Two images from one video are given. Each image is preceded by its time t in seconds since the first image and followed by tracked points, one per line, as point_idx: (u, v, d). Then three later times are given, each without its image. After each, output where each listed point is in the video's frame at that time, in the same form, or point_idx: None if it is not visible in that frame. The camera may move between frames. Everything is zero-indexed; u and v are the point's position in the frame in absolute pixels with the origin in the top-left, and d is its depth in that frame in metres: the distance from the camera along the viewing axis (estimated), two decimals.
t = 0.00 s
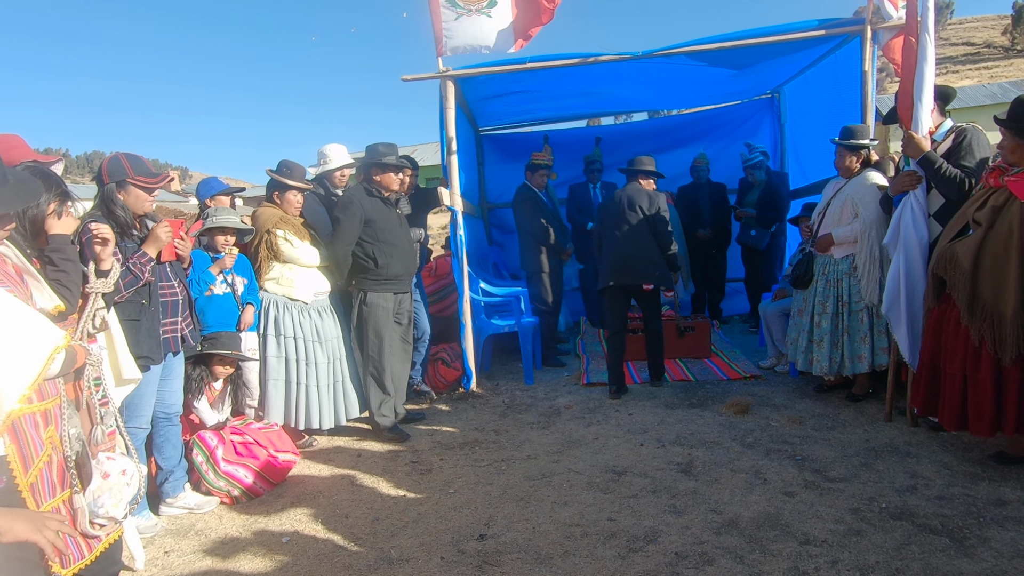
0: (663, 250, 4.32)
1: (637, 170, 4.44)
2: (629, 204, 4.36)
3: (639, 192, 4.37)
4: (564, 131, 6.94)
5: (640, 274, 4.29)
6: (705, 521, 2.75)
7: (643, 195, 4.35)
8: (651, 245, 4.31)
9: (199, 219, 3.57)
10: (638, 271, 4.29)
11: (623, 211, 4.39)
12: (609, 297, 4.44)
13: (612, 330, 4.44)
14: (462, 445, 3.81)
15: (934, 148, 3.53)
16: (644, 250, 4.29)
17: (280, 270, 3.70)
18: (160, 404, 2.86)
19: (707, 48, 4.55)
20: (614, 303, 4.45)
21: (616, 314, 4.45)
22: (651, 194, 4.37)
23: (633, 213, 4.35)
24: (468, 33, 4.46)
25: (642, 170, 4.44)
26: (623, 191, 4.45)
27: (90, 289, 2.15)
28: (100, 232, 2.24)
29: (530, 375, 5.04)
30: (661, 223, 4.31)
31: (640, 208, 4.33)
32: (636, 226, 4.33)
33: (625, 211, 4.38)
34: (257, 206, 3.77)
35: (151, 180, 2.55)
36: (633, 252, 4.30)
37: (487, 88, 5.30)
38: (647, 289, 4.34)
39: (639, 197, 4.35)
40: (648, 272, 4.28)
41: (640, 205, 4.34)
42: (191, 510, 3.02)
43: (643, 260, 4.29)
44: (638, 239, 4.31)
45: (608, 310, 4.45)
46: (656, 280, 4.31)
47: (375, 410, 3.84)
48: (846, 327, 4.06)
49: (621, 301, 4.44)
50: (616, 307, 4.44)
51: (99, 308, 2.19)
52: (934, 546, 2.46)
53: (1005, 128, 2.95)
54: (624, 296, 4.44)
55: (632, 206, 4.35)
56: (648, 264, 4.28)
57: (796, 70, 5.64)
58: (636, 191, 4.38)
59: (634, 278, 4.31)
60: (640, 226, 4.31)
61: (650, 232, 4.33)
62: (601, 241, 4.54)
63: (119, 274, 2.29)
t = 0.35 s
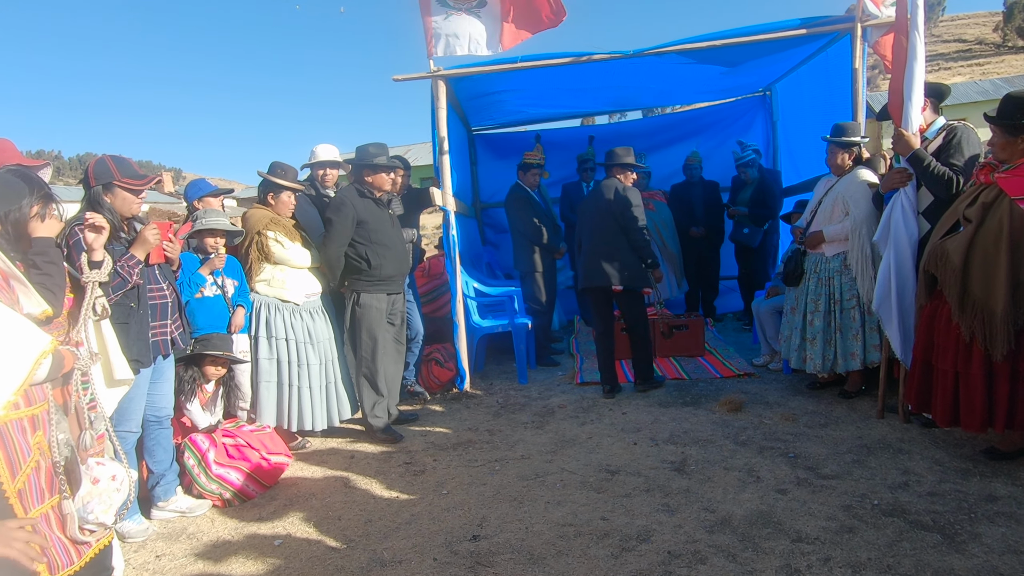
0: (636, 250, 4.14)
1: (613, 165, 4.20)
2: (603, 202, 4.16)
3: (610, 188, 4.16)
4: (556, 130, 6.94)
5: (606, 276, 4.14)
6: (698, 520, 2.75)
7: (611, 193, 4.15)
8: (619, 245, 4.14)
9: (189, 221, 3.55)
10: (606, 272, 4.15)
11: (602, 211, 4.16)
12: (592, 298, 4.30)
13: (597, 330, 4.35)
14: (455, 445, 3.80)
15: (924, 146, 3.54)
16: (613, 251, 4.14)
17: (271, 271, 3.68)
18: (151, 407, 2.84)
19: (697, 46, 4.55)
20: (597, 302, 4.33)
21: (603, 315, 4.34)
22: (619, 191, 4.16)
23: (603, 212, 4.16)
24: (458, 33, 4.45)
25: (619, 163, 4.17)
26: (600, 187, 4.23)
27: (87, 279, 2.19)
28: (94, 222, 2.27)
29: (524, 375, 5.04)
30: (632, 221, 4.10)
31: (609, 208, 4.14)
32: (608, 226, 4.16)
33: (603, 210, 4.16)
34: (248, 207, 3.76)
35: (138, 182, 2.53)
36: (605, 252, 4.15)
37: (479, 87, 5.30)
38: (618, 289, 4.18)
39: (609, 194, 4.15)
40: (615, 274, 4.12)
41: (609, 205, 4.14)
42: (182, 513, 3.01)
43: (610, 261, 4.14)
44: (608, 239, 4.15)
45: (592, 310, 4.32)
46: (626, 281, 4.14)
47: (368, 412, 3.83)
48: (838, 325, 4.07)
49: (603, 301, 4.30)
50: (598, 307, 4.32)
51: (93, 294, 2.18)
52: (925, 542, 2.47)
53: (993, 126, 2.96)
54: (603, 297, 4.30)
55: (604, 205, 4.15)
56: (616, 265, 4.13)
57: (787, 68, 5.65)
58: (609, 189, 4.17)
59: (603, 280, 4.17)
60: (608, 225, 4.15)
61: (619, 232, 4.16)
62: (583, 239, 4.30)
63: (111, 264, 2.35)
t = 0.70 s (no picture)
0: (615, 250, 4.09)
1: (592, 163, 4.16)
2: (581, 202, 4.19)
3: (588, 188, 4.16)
4: (540, 132, 6.94)
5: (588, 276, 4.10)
6: (682, 519, 2.76)
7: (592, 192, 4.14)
8: (599, 245, 4.10)
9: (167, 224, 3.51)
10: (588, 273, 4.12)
11: (582, 212, 4.17)
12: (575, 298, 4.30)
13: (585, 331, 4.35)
14: (440, 447, 3.79)
15: (901, 145, 3.58)
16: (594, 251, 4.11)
17: (252, 274, 3.65)
18: (130, 412, 2.82)
19: (678, 48, 4.57)
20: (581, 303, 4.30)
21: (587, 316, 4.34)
22: (597, 190, 4.14)
23: (582, 212, 4.16)
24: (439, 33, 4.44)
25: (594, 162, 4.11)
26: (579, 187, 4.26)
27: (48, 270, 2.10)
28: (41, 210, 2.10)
29: (509, 376, 5.03)
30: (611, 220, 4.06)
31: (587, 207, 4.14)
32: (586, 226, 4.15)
33: (582, 210, 4.17)
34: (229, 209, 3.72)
35: (112, 185, 2.52)
36: (586, 252, 4.14)
37: (462, 89, 5.29)
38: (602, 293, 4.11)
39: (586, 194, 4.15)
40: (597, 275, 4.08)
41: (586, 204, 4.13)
42: (163, 520, 2.97)
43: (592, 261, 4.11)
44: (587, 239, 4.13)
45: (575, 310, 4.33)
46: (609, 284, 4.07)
47: (352, 414, 3.81)
48: (819, 324, 4.11)
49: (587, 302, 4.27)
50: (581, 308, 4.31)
51: (57, 287, 2.15)
52: (906, 538, 2.49)
53: (973, 126, 2.99)
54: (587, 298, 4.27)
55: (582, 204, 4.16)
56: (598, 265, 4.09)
57: (768, 69, 5.69)
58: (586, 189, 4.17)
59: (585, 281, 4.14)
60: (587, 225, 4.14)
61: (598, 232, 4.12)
62: (566, 239, 4.32)
63: (72, 258, 2.23)
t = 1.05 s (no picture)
0: (615, 258, 3.96)
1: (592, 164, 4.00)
2: (578, 204, 3.99)
3: (588, 191, 3.99)
4: (524, 134, 6.94)
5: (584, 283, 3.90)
6: (664, 520, 2.78)
7: (595, 196, 3.97)
8: (599, 251, 3.93)
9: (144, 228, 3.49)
10: (584, 280, 3.92)
11: (573, 213, 4.00)
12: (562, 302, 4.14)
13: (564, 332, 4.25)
14: (423, 451, 3.77)
15: (877, 148, 3.64)
16: (593, 258, 3.91)
17: (232, 277, 3.61)
18: (106, 418, 2.77)
19: (660, 51, 4.60)
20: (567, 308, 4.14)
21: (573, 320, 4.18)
22: (600, 195, 4.00)
23: (581, 216, 3.96)
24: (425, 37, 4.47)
25: (597, 162, 3.99)
26: (571, 188, 4.08)
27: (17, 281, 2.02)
28: (10, 228, 2.06)
29: (493, 379, 5.02)
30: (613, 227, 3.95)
31: (587, 211, 3.94)
32: (582, 229, 3.96)
33: (574, 211, 4.00)
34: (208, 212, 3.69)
35: (84, 188, 2.47)
36: (582, 257, 3.94)
37: (444, 91, 5.28)
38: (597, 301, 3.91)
39: (587, 197, 3.97)
40: (598, 283, 3.88)
41: (588, 207, 3.94)
42: (141, 528, 2.93)
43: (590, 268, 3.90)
44: (586, 244, 3.94)
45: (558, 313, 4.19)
46: (606, 291, 3.88)
47: (334, 419, 3.79)
48: (800, 325, 4.15)
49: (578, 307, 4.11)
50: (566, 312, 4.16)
51: (30, 296, 2.10)
52: (884, 537, 2.52)
53: (955, 128, 3.02)
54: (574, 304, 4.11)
55: (582, 208, 3.96)
56: (597, 273, 3.89)
57: (749, 73, 5.74)
58: (587, 192, 4.00)
59: (582, 289, 3.93)
60: (586, 230, 3.94)
61: (599, 238, 3.97)
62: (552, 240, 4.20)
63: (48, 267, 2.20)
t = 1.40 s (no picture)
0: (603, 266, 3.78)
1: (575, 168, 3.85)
2: (561, 209, 3.81)
3: (573, 197, 3.81)
4: (510, 138, 6.95)
5: (572, 291, 3.71)
6: (650, 522, 2.79)
7: (579, 202, 3.80)
8: (587, 259, 3.76)
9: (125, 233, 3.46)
10: (571, 288, 3.73)
11: (559, 218, 3.81)
12: (547, 313, 3.88)
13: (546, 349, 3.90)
14: (409, 455, 3.76)
15: (858, 152, 3.69)
16: (580, 265, 3.74)
17: (215, 281, 3.58)
18: (86, 425, 2.73)
19: (645, 56, 4.62)
20: (552, 320, 3.87)
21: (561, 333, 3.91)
22: (585, 200, 3.81)
23: (566, 221, 3.80)
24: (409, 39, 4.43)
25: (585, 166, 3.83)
26: (555, 192, 3.90)
27: None
28: (0, 239, 2.06)
29: (479, 382, 5.01)
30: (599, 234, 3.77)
31: (571, 215, 3.79)
32: (567, 234, 3.79)
33: (559, 217, 3.81)
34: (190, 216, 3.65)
35: (63, 192, 2.44)
36: (569, 263, 3.76)
37: (429, 94, 5.28)
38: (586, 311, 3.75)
39: (571, 202, 3.81)
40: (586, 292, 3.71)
41: (571, 212, 3.79)
42: (122, 536, 2.89)
43: (577, 276, 3.73)
44: (571, 251, 3.78)
45: (542, 326, 3.90)
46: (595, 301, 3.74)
47: (320, 423, 3.76)
48: (785, 327, 4.18)
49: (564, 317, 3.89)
50: (552, 325, 3.88)
51: (11, 309, 2.11)
52: (867, 537, 2.54)
53: (937, 131, 3.05)
54: (561, 315, 3.88)
55: (566, 212, 3.80)
56: (586, 282, 3.72)
57: (732, 77, 5.79)
58: (571, 196, 3.82)
59: (569, 297, 3.75)
60: (572, 238, 3.78)
61: (584, 245, 3.79)
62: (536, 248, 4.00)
63: (30, 278, 2.29)
